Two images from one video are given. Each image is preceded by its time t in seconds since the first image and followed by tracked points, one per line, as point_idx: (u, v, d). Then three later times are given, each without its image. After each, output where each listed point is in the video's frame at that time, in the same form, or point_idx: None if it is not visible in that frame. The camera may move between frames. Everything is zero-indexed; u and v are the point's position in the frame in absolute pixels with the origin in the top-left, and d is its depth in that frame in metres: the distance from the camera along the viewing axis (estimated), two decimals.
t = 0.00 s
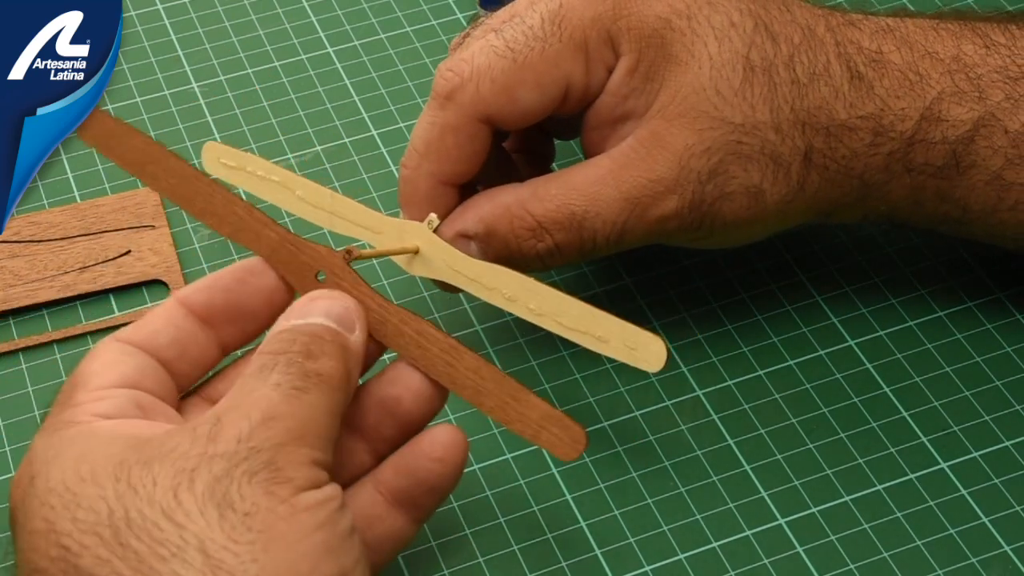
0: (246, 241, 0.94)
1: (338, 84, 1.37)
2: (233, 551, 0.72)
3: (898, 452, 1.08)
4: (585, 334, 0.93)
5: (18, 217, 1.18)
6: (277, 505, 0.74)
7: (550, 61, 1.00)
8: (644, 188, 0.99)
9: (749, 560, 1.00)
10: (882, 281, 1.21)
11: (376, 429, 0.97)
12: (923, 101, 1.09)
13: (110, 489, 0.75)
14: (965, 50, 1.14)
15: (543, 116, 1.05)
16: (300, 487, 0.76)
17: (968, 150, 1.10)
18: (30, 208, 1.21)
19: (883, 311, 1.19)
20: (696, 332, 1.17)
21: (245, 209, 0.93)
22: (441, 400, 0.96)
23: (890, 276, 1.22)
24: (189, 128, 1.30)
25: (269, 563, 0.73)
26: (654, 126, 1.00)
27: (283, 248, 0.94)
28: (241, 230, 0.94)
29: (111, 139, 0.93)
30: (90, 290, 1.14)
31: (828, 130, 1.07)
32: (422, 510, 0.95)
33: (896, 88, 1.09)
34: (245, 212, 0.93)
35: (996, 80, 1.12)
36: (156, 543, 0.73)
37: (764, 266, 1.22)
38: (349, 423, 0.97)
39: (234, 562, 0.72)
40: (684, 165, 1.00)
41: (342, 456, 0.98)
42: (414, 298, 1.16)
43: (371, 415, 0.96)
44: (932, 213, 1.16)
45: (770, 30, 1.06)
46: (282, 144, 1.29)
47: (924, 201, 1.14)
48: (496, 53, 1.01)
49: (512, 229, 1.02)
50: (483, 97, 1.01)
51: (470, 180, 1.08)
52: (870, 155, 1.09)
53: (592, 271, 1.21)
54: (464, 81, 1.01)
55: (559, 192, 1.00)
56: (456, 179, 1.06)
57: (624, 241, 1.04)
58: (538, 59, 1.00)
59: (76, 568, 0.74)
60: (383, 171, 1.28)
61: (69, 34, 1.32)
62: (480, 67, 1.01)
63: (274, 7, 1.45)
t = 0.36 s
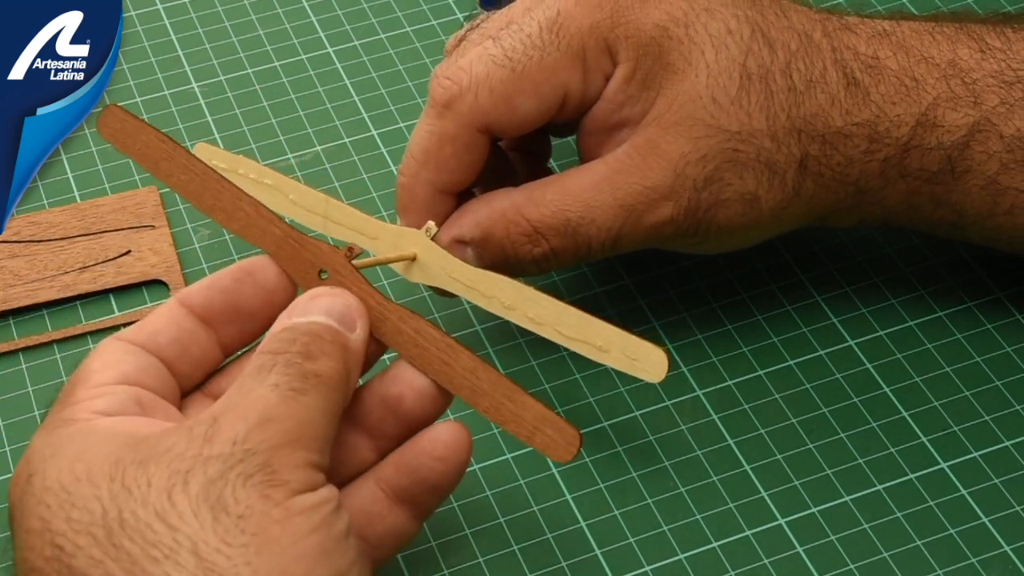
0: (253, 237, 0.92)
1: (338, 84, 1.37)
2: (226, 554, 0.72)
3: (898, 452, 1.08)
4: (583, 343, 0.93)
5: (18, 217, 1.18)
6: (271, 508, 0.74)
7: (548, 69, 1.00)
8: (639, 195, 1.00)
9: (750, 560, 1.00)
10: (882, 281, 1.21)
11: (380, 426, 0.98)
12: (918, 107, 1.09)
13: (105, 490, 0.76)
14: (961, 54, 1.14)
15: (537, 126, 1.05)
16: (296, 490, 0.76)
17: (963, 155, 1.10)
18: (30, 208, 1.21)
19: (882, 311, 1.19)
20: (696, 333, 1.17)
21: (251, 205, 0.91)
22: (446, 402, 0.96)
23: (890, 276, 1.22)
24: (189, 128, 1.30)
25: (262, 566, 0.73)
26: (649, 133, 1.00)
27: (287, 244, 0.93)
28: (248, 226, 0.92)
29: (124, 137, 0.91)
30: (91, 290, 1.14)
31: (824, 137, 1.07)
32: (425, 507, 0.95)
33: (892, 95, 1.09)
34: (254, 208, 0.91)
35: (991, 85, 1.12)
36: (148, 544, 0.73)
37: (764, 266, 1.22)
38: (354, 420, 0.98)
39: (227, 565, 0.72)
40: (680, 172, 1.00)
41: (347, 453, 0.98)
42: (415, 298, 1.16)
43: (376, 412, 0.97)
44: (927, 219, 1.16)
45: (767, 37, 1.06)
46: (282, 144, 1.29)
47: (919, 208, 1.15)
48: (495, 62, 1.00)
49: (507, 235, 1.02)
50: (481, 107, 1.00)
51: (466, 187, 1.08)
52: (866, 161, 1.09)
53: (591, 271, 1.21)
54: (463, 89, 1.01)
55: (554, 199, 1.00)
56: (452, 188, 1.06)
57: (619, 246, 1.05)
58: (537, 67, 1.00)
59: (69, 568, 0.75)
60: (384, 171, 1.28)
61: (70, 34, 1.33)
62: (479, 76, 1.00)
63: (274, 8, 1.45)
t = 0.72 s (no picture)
0: (251, 235, 0.92)
1: (338, 84, 1.37)
2: (222, 553, 0.72)
3: (898, 452, 1.08)
4: (582, 343, 0.93)
5: (18, 217, 1.18)
6: (267, 507, 0.74)
7: (549, 69, 1.00)
8: (639, 196, 1.00)
9: (750, 560, 1.00)
10: (882, 282, 1.21)
11: (381, 421, 0.98)
12: (918, 109, 1.09)
13: (101, 490, 0.76)
14: (961, 55, 1.14)
15: (539, 125, 1.05)
16: (292, 488, 0.75)
17: (963, 156, 1.11)
18: (30, 208, 1.21)
19: (882, 311, 1.19)
20: (696, 333, 1.17)
21: (250, 204, 0.91)
22: (446, 396, 0.95)
23: (890, 276, 1.22)
24: (189, 128, 1.30)
25: (258, 565, 0.73)
26: (650, 134, 1.00)
27: (285, 242, 0.92)
28: (245, 226, 0.92)
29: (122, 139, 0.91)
30: (90, 290, 1.14)
31: (825, 139, 1.07)
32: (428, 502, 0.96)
33: (893, 96, 1.09)
34: (252, 207, 0.91)
35: (991, 86, 1.12)
36: (145, 544, 0.73)
37: (764, 266, 1.22)
38: (355, 415, 0.98)
39: (223, 564, 0.72)
40: (680, 173, 1.00)
41: (347, 448, 0.99)
42: (415, 298, 1.16)
43: (377, 407, 0.97)
44: (927, 220, 1.16)
45: (768, 38, 1.06)
46: (282, 144, 1.29)
47: (920, 209, 1.15)
48: (496, 62, 1.00)
49: (507, 235, 1.02)
50: (482, 106, 1.00)
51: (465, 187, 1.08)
52: (866, 163, 1.09)
53: (591, 271, 1.21)
54: (464, 89, 1.01)
55: (554, 199, 1.00)
56: (451, 188, 1.06)
57: (619, 247, 1.05)
58: (537, 67, 1.00)
59: (66, 568, 0.75)
60: (384, 171, 1.28)
61: (69, 34, 1.33)
62: (479, 76, 1.00)
63: (274, 7, 1.45)
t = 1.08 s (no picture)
0: (258, 241, 0.93)
1: (338, 84, 1.37)
2: (228, 548, 0.72)
3: (898, 452, 1.08)
4: (585, 343, 0.93)
5: (18, 217, 1.18)
6: (273, 504, 0.74)
7: (548, 71, 1.01)
8: (639, 199, 1.00)
9: (750, 560, 1.01)
10: (883, 282, 1.22)
11: (385, 428, 0.98)
12: (918, 111, 1.09)
13: (108, 485, 0.76)
14: (961, 56, 1.14)
15: (539, 127, 1.06)
16: (298, 486, 0.76)
17: (964, 158, 1.11)
18: (30, 208, 1.21)
19: (882, 311, 1.19)
20: (696, 333, 1.17)
21: (256, 209, 0.92)
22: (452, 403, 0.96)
23: (890, 276, 1.22)
24: (189, 128, 1.31)
25: (263, 561, 0.73)
26: (650, 137, 1.01)
27: (291, 248, 0.93)
28: (252, 232, 0.93)
29: (134, 147, 0.94)
30: (90, 290, 1.14)
31: (824, 141, 1.07)
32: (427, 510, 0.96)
33: (893, 98, 1.09)
34: (259, 214, 0.92)
35: (991, 88, 1.12)
36: (152, 538, 0.73)
37: (764, 266, 1.22)
38: (358, 421, 0.98)
39: (229, 560, 0.72)
40: (680, 176, 1.00)
41: (351, 454, 0.99)
42: (415, 298, 1.16)
43: (381, 414, 0.98)
44: (928, 221, 1.16)
45: (768, 40, 1.06)
46: (282, 144, 1.29)
47: (920, 211, 1.15)
48: (495, 64, 1.01)
49: (507, 237, 1.02)
50: (482, 108, 1.01)
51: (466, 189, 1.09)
52: (866, 165, 1.10)
53: (592, 272, 1.21)
54: (464, 91, 1.01)
55: (554, 201, 1.00)
56: (452, 190, 1.07)
57: (618, 248, 1.05)
58: (537, 70, 1.00)
59: (72, 563, 0.75)
60: (384, 171, 1.28)
61: (69, 34, 1.33)
62: (479, 77, 1.01)
63: (274, 7, 1.45)
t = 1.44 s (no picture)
0: (265, 238, 0.94)
1: (338, 84, 1.37)
2: (238, 538, 0.73)
3: (898, 452, 1.08)
4: (573, 349, 0.93)
5: (18, 217, 1.18)
6: (283, 496, 0.75)
7: (544, 75, 1.00)
8: (633, 205, 1.00)
9: (750, 560, 1.01)
10: (882, 282, 1.22)
11: (380, 433, 0.98)
12: (917, 120, 1.09)
13: (119, 475, 0.76)
14: (959, 64, 1.14)
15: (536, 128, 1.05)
16: (306, 479, 0.76)
17: (962, 166, 1.11)
18: (30, 208, 1.21)
19: (882, 311, 1.19)
20: (696, 332, 1.17)
21: (262, 209, 0.93)
22: (450, 411, 0.97)
23: (890, 276, 1.22)
24: (189, 128, 1.31)
25: (273, 551, 0.73)
26: (645, 144, 1.00)
27: (297, 248, 0.94)
28: (258, 231, 0.94)
29: (141, 144, 0.95)
30: (90, 290, 1.14)
31: (821, 150, 1.07)
32: (422, 516, 0.96)
33: (891, 107, 1.09)
34: (265, 213, 0.93)
35: (989, 96, 1.12)
36: (163, 527, 0.73)
37: (764, 266, 1.22)
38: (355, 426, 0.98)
39: (239, 549, 0.72)
40: (674, 183, 1.00)
41: (350, 461, 0.99)
42: (414, 298, 1.16)
43: (378, 420, 0.98)
44: (925, 228, 1.16)
45: (767, 49, 1.05)
46: (282, 144, 1.29)
47: (917, 218, 1.15)
48: (490, 66, 1.00)
49: (501, 240, 1.03)
50: (476, 110, 1.00)
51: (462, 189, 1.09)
52: (862, 174, 1.10)
53: (591, 272, 1.21)
54: (458, 92, 1.01)
55: (549, 206, 1.01)
56: (446, 190, 1.07)
57: (612, 254, 1.05)
58: (532, 72, 1.00)
59: (83, 551, 0.74)
60: (384, 171, 1.28)
61: (70, 34, 1.33)
62: (474, 79, 1.00)
63: (274, 8, 1.45)
